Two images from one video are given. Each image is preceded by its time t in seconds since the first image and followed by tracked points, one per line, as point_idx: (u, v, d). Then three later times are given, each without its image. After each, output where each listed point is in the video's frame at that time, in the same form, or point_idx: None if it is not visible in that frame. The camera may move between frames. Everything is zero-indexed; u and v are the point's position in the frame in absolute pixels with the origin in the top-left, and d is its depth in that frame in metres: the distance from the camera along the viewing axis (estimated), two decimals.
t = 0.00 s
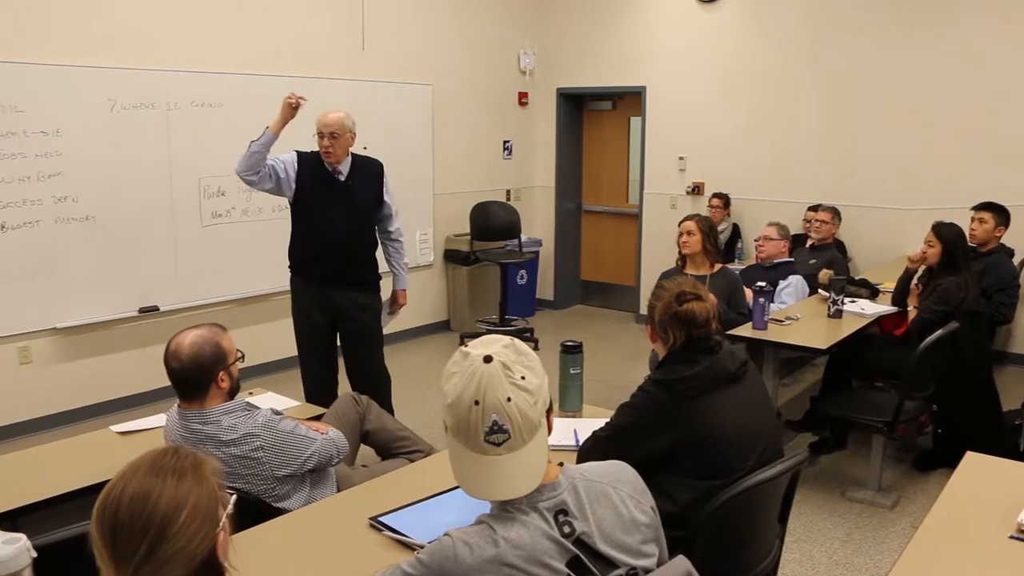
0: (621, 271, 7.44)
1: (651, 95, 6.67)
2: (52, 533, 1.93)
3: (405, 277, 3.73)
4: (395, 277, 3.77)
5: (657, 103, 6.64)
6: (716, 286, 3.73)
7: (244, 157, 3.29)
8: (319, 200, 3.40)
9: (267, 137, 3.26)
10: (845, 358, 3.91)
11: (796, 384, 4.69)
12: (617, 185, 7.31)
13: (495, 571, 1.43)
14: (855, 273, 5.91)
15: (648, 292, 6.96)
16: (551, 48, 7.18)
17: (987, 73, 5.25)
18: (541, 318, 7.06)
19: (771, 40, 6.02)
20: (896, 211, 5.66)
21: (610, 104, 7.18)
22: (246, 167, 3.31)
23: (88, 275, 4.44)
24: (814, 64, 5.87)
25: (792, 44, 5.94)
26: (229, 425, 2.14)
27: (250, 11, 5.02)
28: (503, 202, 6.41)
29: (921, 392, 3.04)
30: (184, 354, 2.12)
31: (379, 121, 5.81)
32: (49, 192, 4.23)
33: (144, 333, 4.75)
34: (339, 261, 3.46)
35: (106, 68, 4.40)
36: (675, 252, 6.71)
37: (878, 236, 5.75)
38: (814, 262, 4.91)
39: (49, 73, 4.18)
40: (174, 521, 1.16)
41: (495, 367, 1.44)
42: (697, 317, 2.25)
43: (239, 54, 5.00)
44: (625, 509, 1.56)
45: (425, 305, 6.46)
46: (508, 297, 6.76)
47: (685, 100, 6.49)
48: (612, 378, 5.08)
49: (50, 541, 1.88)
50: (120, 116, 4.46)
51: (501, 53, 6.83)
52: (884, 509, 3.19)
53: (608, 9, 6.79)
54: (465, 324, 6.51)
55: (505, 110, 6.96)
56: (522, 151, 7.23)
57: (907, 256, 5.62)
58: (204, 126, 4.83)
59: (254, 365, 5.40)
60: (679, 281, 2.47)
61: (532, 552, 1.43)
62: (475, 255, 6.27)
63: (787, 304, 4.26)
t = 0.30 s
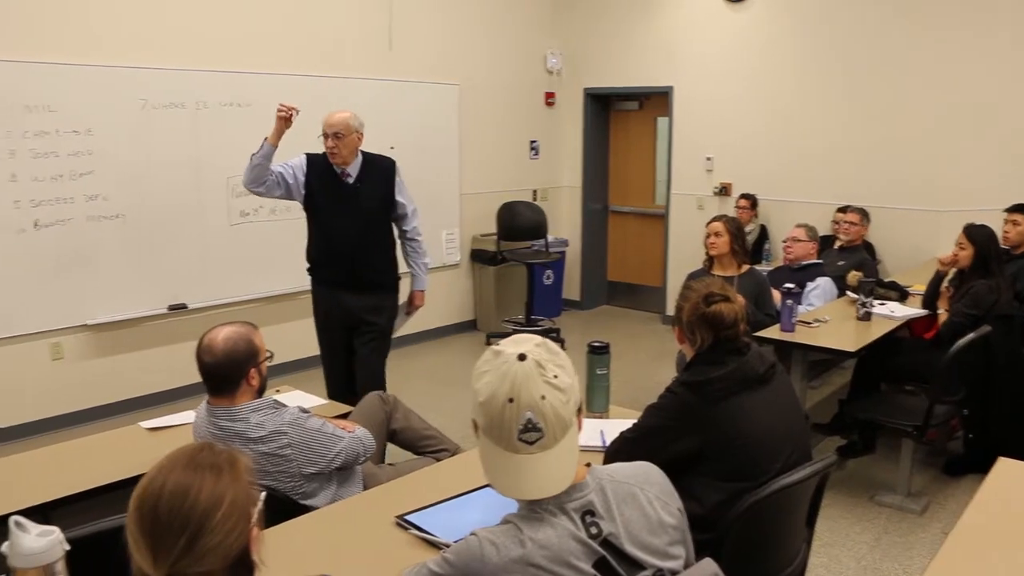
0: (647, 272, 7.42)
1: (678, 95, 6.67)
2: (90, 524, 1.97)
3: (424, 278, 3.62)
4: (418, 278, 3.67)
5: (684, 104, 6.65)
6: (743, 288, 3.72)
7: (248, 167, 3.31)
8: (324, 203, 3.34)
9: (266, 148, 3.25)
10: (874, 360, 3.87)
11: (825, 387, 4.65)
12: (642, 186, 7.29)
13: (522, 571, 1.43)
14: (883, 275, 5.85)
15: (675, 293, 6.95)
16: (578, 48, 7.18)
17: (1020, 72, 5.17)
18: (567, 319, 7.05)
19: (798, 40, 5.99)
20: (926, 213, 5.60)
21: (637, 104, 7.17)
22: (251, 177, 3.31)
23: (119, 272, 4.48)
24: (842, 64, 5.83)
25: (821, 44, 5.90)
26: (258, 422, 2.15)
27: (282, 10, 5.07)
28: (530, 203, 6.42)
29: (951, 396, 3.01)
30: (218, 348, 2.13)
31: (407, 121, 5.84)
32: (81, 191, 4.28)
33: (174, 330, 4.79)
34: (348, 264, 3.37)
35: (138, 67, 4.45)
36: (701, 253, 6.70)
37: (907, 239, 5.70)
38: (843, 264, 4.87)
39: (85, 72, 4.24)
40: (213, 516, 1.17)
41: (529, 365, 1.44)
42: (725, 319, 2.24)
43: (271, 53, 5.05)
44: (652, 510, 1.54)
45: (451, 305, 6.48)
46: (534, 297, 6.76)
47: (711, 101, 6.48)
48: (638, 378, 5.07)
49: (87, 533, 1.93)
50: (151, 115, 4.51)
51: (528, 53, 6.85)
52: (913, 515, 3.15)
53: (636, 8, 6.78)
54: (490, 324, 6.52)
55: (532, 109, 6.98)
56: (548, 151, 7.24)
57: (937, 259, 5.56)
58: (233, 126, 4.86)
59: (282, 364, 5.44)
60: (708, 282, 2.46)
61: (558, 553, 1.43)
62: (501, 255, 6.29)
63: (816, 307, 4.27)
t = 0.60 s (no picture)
0: (684, 273, 7.38)
1: (717, 95, 6.62)
2: (134, 517, 1.99)
3: (455, 283, 3.58)
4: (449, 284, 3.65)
5: (722, 105, 6.62)
6: (782, 290, 3.74)
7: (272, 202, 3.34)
8: (354, 207, 3.33)
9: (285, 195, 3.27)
10: (916, 364, 3.82)
11: (865, 391, 4.60)
12: (679, 186, 7.25)
13: (558, 572, 1.43)
14: (925, 279, 5.76)
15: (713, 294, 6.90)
16: (617, 48, 7.16)
17: None
18: (603, 319, 7.03)
19: (839, 40, 5.93)
20: (968, 215, 5.51)
21: (676, 104, 7.13)
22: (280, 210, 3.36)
23: (161, 270, 4.55)
24: (883, 65, 5.76)
25: (863, 44, 5.83)
26: (296, 419, 2.17)
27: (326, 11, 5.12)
28: (567, 203, 6.41)
29: (994, 403, 2.98)
30: (259, 345, 2.14)
31: (445, 121, 5.86)
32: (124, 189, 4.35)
33: (213, 327, 4.84)
34: (378, 269, 3.34)
35: (182, 68, 4.52)
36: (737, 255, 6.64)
37: (949, 241, 5.60)
38: (883, 267, 4.80)
39: (130, 73, 4.32)
40: (268, 513, 1.19)
41: (576, 363, 1.46)
42: (765, 321, 2.22)
43: (314, 54, 5.09)
44: (688, 513, 1.54)
45: (488, 305, 6.49)
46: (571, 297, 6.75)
47: (751, 102, 6.44)
48: (675, 380, 5.05)
49: (132, 524, 1.95)
50: (191, 115, 4.56)
51: (567, 53, 6.84)
52: (954, 522, 3.11)
53: (677, 8, 6.74)
54: (527, 325, 6.52)
55: (570, 110, 6.97)
56: (586, 152, 7.23)
57: (981, 262, 5.47)
58: (272, 126, 4.91)
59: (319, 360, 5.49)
60: (747, 284, 2.44)
61: (595, 555, 1.43)
62: (538, 255, 6.29)
63: (855, 310, 4.20)
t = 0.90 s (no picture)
0: (707, 274, 7.35)
1: (741, 96, 6.60)
2: (159, 512, 2.00)
3: (463, 283, 3.58)
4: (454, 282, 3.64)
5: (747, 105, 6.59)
6: (806, 292, 3.73)
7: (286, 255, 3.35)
8: (363, 214, 3.28)
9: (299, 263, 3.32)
10: (941, 367, 3.79)
11: (889, 394, 4.56)
12: (702, 186, 7.23)
13: (580, 573, 1.43)
14: (951, 281, 5.70)
15: (736, 295, 6.86)
16: (641, 47, 7.14)
17: None
18: (624, 320, 7.02)
19: (866, 39, 5.88)
20: (996, 217, 5.44)
21: (701, 104, 7.11)
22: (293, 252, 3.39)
23: (185, 269, 4.58)
24: (910, 65, 5.71)
25: (890, 43, 5.78)
26: (319, 417, 2.18)
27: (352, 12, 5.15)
28: (591, 203, 6.41)
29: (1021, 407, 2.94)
30: (284, 343, 2.16)
31: (467, 121, 5.88)
32: (150, 187, 4.39)
33: (236, 325, 4.87)
34: (388, 274, 3.31)
35: (209, 67, 4.56)
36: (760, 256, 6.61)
37: (975, 243, 5.54)
38: (910, 268, 4.76)
39: (157, 73, 4.36)
40: (293, 510, 1.20)
41: (606, 361, 1.47)
42: (789, 322, 2.21)
43: (341, 55, 5.14)
44: (711, 515, 1.54)
45: (510, 305, 6.50)
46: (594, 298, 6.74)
47: (776, 102, 6.41)
48: (698, 381, 5.03)
49: (157, 520, 1.95)
50: (217, 114, 4.60)
51: (591, 53, 6.84)
52: (979, 527, 3.08)
53: (701, 8, 6.72)
54: (549, 325, 6.52)
55: (594, 109, 6.96)
56: (610, 152, 7.21)
57: (1009, 264, 5.40)
58: (297, 126, 4.93)
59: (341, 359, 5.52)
60: (771, 285, 2.43)
61: (617, 556, 1.43)
62: (562, 255, 6.29)
63: (880, 311, 4.17)
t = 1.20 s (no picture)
0: (727, 273, 7.33)
1: (763, 96, 6.58)
2: (181, 510, 2.01)
3: (446, 271, 3.55)
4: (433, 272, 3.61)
5: (768, 105, 6.56)
6: (827, 293, 3.71)
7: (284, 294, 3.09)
8: (355, 229, 3.20)
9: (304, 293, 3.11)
10: (965, 368, 3.76)
11: (912, 396, 4.54)
12: (723, 186, 7.22)
13: (601, 573, 1.43)
14: (975, 281, 5.65)
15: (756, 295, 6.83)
16: (663, 47, 7.13)
17: None
18: (644, 320, 7.00)
19: (890, 39, 5.84)
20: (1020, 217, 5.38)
21: (722, 104, 7.08)
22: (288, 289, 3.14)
23: (207, 268, 4.60)
24: (934, 64, 5.67)
25: (915, 42, 5.74)
26: (339, 416, 2.19)
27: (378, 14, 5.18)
28: (612, 203, 6.40)
29: None
30: (312, 339, 2.18)
31: (489, 121, 5.89)
32: (173, 186, 4.42)
33: (257, 323, 4.89)
34: (384, 284, 3.27)
35: (234, 67, 4.59)
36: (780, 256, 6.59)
37: (1000, 243, 5.48)
38: (932, 269, 4.72)
39: (182, 73, 4.39)
40: (315, 506, 1.20)
41: (633, 360, 1.48)
42: (812, 323, 2.20)
43: (367, 56, 5.17)
44: (733, 516, 1.53)
45: (531, 305, 6.50)
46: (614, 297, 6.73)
47: (798, 102, 6.38)
48: (719, 381, 5.02)
49: (177, 518, 1.96)
50: (240, 114, 4.62)
51: (614, 53, 6.83)
52: (1003, 530, 3.05)
53: (724, 8, 6.70)
54: (570, 325, 6.52)
55: (616, 110, 6.95)
56: (631, 152, 7.20)
57: None
58: (319, 126, 4.95)
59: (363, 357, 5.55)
60: (793, 285, 2.42)
61: (638, 556, 1.43)
62: (583, 255, 6.29)
63: (902, 312, 4.15)
